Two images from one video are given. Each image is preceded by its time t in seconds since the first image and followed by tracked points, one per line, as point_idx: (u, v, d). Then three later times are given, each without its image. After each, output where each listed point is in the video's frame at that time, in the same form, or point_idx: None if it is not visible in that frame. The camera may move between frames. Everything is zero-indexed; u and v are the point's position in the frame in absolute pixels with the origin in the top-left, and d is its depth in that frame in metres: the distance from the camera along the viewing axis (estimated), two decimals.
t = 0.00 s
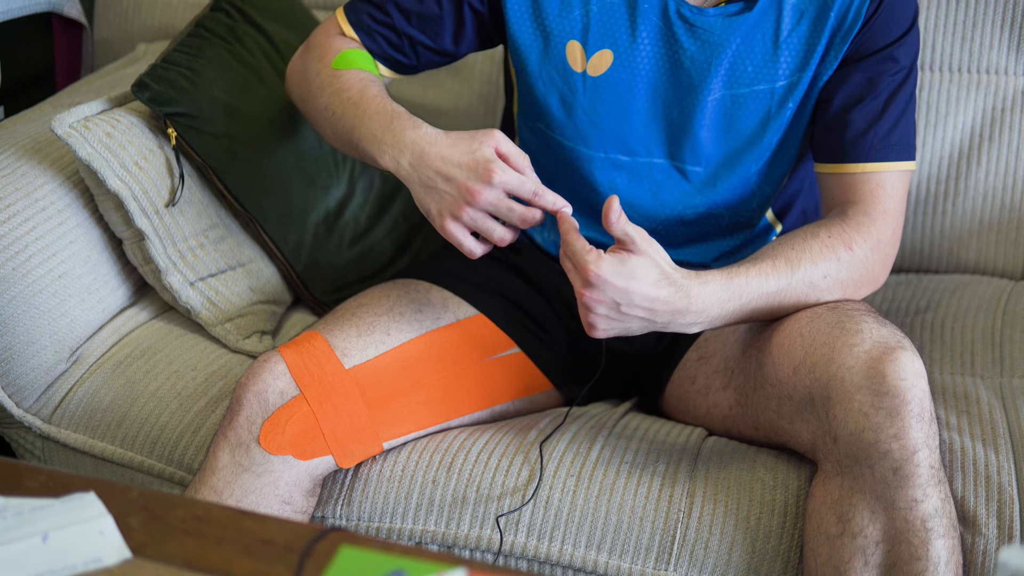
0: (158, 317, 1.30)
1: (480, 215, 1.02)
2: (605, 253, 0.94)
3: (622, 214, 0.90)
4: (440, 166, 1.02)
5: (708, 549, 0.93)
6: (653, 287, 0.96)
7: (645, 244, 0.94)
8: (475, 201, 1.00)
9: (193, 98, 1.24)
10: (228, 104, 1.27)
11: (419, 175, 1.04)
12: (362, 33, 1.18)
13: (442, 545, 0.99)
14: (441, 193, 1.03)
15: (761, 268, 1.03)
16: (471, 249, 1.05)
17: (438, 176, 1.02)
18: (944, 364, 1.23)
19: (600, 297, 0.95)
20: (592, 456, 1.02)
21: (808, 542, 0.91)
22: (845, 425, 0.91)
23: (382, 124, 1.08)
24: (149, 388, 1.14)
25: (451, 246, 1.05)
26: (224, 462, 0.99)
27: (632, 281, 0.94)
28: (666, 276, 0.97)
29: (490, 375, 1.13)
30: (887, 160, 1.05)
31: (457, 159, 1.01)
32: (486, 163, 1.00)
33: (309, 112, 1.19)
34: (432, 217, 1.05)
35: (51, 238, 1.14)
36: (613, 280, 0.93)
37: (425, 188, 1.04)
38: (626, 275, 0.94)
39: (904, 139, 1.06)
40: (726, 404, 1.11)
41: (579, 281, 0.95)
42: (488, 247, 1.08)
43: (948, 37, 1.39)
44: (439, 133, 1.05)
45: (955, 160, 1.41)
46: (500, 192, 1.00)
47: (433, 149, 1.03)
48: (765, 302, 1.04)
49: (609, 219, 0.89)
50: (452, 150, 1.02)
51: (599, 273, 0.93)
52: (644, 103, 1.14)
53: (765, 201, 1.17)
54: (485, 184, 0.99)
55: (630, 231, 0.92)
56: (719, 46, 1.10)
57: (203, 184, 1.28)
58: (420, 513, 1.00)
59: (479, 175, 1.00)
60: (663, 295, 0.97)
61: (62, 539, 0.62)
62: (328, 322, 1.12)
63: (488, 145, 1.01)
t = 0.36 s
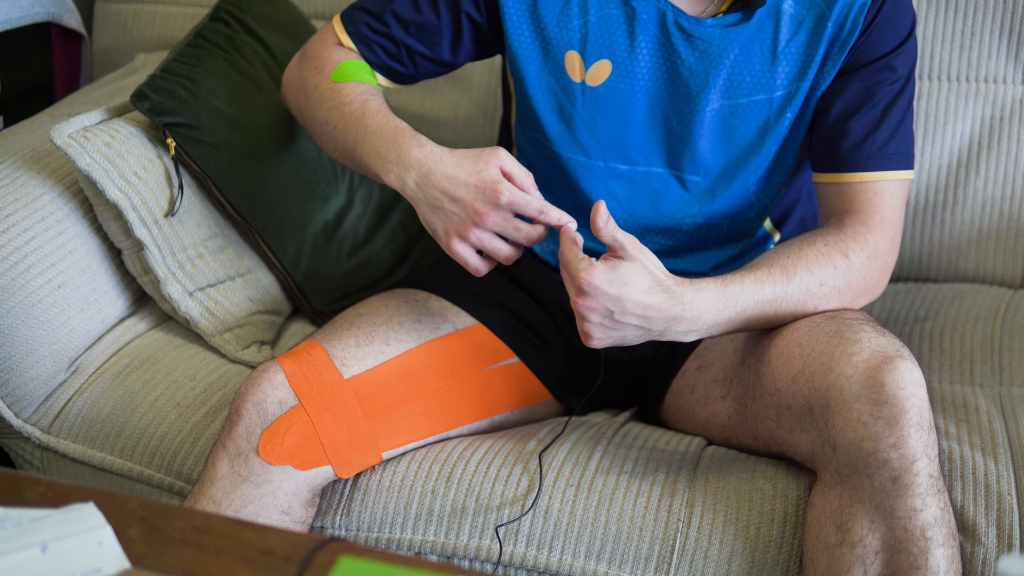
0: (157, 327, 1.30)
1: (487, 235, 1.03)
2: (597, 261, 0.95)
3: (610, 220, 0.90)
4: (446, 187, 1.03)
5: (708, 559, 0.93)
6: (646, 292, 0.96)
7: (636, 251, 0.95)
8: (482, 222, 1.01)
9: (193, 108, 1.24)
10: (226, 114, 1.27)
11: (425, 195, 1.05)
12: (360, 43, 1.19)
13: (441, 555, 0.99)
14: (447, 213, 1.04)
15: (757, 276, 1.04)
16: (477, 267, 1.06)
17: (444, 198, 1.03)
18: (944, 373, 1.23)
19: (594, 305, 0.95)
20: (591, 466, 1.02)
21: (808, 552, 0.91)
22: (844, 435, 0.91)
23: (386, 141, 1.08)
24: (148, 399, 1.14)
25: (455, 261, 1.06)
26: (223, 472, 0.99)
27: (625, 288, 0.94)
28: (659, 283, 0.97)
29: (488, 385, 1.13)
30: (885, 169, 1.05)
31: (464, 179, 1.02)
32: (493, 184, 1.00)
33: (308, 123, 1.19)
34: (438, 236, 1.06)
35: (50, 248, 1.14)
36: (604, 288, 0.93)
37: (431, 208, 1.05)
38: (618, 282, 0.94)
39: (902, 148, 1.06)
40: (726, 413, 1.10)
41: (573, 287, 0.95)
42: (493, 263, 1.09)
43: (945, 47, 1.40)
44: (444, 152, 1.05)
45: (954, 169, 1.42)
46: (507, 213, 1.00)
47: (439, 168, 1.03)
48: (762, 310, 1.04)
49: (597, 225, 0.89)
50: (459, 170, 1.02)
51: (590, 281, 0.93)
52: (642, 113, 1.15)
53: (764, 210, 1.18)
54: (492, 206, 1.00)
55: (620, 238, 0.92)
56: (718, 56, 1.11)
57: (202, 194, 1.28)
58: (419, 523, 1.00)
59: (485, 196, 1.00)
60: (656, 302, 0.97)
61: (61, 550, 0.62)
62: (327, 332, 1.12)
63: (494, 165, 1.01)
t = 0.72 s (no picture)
0: (149, 343, 1.29)
1: (475, 252, 1.03)
2: (590, 276, 0.95)
3: (604, 235, 0.91)
4: (434, 204, 1.03)
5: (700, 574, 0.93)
6: (639, 307, 0.96)
7: (629, 266, 0.95)
8: (469, 239, 1.02)
9: (185, 124, 1.24)
10: (218, 129, 1.28)
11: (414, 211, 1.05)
12: (352, 58, 1.19)
13: (433, 571, 0.99)
14: (435, 230, 1.04)
15: (750, 291, 1.04)
16: (465, 283, 1.06)
17: (432, 214, 1.03)
18: (935, 386, 1.23)
19: (587, 320, 0.96)
20: (583, 481, 1.02)
21: (800, 566, 0.91)
22: (836, 449, 0.91)
23: (375, 157, 1.09)
24: (139, 415, 1.14)
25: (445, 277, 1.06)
26: (215, 487, 0.99)
27: (618, 302, 0.94)
28: (653, 298, 0.97)
29: (481, 400, 1.13)
30: (877, 184, 1.06)
31: (452, 196, 1.02)
32: (481, 202, 1.00)
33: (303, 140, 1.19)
34: (427, 253, 1.07)
35: (41, 264, 1.14)
36: (597, 302, 0.94)
37: (420, 225, 1.05)
38: (611, 296, 0.94)
39: (894, 162, 1.07)
40: (718, 428, 1.11)
41: (565, 301, 0.95)
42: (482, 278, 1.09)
43: (937, 60, 1.41)
44: (432, 168, 1.06)
45: (946, 183, 1.43)
46: (494, 229, 1.01)
47: (427, 185, 1.04)
48: (755, 324, 1.04)
49: (590, 239, 0.90)
50: (446, 187, 1.03)
51: (584, 295, 0.93)
52: (634, 128, 1.16)
53: (756, 225, 1.19)
54: (479, 222, 1.00)
55: (614, 253, 0.93)
56: (710, 71, 1.12)
57: (194, 210, 1.28)
58: (411, 538, 1.00)
59: (473, 213, 1.01)
60: (649, 316, 0.97)
61: (52, 566, 0.61)
62: (319, 347, 1.12)
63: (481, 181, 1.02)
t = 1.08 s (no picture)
0: (135, 357, 1.29)
1: (462, 250, 1.03)
2: (580, 287, 0.95)
3: (597, 247, 0.91)
4: (421, 202, 1.03)
5: None
6: (629, 319, 0.96)
7: (622, 278, 0.95)
8: (456, 236, 1.01)
9: (169, 138, 1.24)
10: (203, 143, 1.28)
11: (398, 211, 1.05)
12: (334, 65, 1.19)
13: None
14: (421, 228, 1.04)
15: (737, 302, 1.04)
16: (451, 283, 1.05)
17: (418, 212, 1.03)
18: (921, 398, 1.24)
19: (577, 331, 0.96)
20: (570, 494, 1.02)
21: None
22: (823, 460, 0.91)
23: (359, 157, 1.09)
24: (125, 429, 1.13)
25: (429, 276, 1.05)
26: (201, 502, 0.98)
27: (608, 315, 0.95)
28: (642, 309, 0.97)
29: (467, 413, 1.13)
30: (861, 197, 1.07)
31: (439, 194, 1.02)
32: (469, 200, 1.01)
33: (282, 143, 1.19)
34: (412, 252, 1.06)
35: (25, 278, 1.13)
36: (589, 314, 0.94)
37: (405, 223, 1.05)
38: (601, 308, 0.94)
39: (878, 174, 1.08)
40: (704, 440, 1.11)
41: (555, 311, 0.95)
42: (467, 280, 1.09)
43: (921, 73, 1.42)
44: (418, 167, 1.06)
45: (930, 195, 1.44)
46: (482, 227, 1.01)
47: (413, 183, 1.04)
48: (741, 335, 1.04)
49: (584, 252, 0.90)
50: (433, 186, 1.03)
51: (574, 306, 0.93)
52: (619, 140, 1.16)
53: (741, 236, 1.19)
54: (467, 220, 1.00)
55: (606, 265, 0.93)
56: (694, 82, 1.12)
57: (180, 224, 1.28)
58: (398, 552, 0.99)
59: (461, 211, 1.01)
60: (639, 328, 0.97)
61: None
62: (305, 361, 1.11)
63: (468, 179, 1.02)
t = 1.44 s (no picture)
0: (127, 376, 1.28)
1: (465, 278, 1.03)
2: (570, 305, 0.96)
3: (584, 264, 0.91)
4: (424, 231, 1.03)
5: None
6: (619, 336, 0.96)
7: (611, 295, 0.96)
8: (460, 265, 1.02)
9: (159, 158, 1.25)
10: (195, 164, 1.28)
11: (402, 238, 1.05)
12: (326, 91, 1.20)
13: None
14: (425, 257, 1.04)
15: (727, 319, 1.05)
16: (454, 310, 1.07)
17: (421, 241, 1.04)
18: (912, 413, 1.24)
19: (567, 348, 0.96)
20: (562, 511, 1.02)
21: None
22: (815, 476, 0.91)
23: (360, 186, 1.09)
24: (117, 449, 1.13)
25: (434, 304, 1.06)
26: (193, 522, 0.98)
27: (597, 331, 0.95)
28: (633, 326, 0.98)
29: (460, 432, 1.13)
30: (851, 213, 1.08)
31: (442, 224, 1.03)
32: (471, 228, 1.01)
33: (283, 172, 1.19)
34: (415, 280, 1.07)
35: (16, 298, 1.13)
36: (577, 331, 0.94)
37: (409, 252, 1.05)
38: (591, 325, 0.94)
39: (868, 191, 1.09)
40: (696, 457, 1.11)
41: (546, 330, 0.95)
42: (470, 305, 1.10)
43: (910, 89, 1.43)
44: (420, 196, 1.06)
45: (920, 210, 1.45)
46: (484, 255, 1.01)
47: (416, 212, 1.04)
48: (732, 352, 1.05)
49: (570, 268, 0.90)
50: (436, 215, 1.03)
51: (564, 324, 0.94)
52: (610, 159, 1.17)
53: (731, 253, 1.20)
54: (470, 249, 1.01)
55: (593, 282, 0.93)
56: (684, 100, 1.13)
57: (170, 244, 1.28)
58: (390, 571, 0.99)
59: (464, 239, 1.01)
60: (629, 345, 0.97)
61: None
62: (297, 380, 1.11)
63: (470, 208, 1.02)
